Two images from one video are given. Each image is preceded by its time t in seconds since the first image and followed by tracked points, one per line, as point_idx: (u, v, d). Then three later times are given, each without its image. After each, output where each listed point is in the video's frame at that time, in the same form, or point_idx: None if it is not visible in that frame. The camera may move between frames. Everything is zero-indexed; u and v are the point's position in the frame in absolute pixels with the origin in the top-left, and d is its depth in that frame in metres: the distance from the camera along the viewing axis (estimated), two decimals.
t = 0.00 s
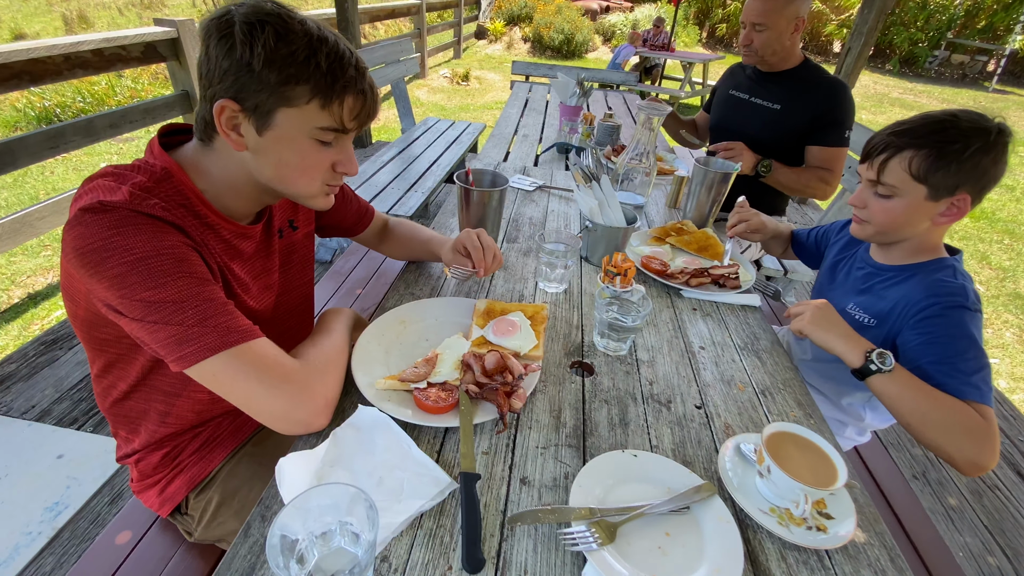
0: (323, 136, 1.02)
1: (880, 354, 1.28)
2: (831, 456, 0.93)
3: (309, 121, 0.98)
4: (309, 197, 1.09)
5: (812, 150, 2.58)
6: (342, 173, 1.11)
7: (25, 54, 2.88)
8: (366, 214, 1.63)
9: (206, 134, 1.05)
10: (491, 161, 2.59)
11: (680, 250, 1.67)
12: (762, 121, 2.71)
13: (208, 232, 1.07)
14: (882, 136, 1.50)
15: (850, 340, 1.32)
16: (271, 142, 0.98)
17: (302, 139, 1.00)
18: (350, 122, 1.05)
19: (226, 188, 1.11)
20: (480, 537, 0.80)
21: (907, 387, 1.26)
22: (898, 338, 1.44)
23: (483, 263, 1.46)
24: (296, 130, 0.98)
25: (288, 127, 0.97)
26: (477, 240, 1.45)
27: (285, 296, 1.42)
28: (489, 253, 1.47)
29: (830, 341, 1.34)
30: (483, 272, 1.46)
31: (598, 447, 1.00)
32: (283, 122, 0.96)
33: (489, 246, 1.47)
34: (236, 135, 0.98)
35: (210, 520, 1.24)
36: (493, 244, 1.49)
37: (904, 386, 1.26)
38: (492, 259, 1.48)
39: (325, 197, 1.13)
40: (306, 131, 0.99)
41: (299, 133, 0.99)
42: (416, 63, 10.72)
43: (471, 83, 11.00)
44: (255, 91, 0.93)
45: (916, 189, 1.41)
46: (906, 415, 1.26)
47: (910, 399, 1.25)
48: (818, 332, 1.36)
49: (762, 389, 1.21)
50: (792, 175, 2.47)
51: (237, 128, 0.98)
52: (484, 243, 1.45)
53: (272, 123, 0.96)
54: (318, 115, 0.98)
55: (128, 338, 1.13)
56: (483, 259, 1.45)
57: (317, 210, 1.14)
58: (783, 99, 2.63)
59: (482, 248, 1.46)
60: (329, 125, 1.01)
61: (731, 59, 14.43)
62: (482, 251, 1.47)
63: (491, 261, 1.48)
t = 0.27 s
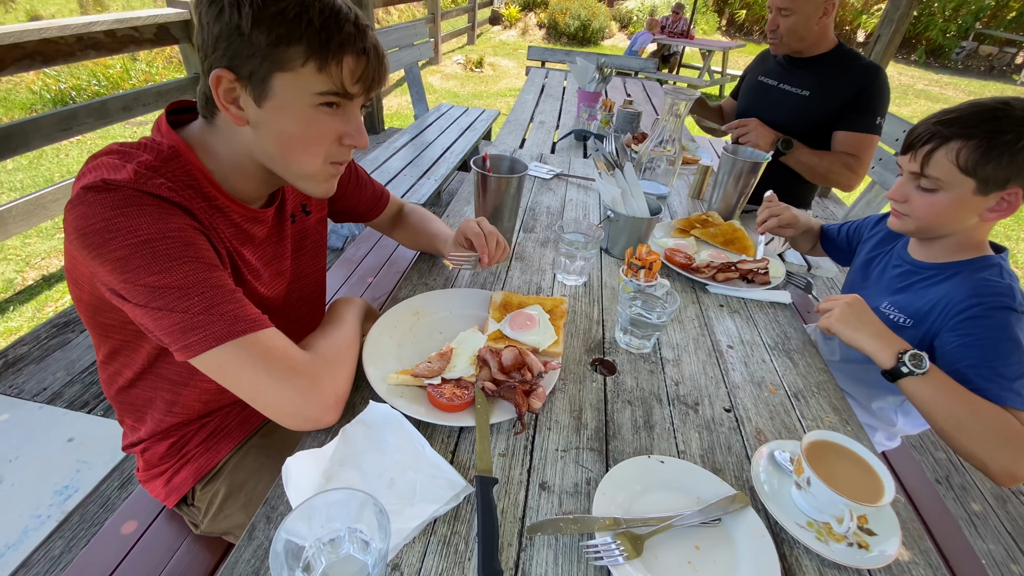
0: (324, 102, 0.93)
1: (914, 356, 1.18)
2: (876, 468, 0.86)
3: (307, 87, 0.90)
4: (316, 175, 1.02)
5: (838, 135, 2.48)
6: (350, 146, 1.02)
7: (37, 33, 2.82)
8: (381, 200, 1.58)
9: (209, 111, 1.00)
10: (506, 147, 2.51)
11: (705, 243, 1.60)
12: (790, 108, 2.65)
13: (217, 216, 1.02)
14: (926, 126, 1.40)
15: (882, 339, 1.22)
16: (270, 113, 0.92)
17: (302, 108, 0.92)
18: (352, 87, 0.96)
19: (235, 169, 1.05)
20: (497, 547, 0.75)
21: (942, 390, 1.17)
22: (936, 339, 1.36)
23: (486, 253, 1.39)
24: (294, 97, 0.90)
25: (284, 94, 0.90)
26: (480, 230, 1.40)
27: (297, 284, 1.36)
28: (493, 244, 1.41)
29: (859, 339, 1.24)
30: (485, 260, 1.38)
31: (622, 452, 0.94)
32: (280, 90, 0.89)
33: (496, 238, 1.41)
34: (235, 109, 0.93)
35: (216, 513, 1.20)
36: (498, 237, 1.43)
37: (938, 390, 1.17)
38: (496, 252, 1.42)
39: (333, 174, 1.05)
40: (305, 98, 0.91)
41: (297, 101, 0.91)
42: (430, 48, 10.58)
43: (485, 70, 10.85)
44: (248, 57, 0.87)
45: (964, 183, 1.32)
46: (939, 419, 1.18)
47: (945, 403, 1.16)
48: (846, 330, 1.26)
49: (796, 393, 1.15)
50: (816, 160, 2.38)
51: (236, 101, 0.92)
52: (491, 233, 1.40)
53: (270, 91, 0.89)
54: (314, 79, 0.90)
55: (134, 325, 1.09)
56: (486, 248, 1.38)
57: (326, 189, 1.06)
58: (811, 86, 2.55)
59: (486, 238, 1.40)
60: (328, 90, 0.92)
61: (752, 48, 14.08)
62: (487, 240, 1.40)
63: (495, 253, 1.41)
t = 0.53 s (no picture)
0: (318, 59, 0.85)
1: (972, 365, 1.10)
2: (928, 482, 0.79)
3: (297, 41, 0.81)
4: (314, 141, 0.94)
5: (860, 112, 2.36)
6: (351, 109, 0.94)
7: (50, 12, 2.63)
8: (391, 178, 1.52)
9: (204, 77, 0.94)
10: (521, 131, 2.42)
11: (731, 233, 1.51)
12: (819, 92, 2.54)
13: (216, 192, 0.96)
14: (975, 109, 1.29)
15: (935, 344, 1.14)
16: (261, 73, 0.84)
17: (293, 66, 0.84)
18: (349, 41, 0.85)
19: (234, 142, 0.99)
20: (512, 556, 0.69)
21: (1001, 401, 1.10)
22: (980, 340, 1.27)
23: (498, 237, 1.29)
24: (283, 53, 0.82)
25: (274, 52, 0.81)
26: (496, 214, 1.31)
27: (303, 268, 1.31)
28: (507, 232, 1.31)
29: (909, 345, 1.16)
30: (498, 245, 1.28)
31: (647, 455, 0.87)
32: (270, 45, 0.81)
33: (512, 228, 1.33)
34: (226, 71, 0.86)
35: (217, 503, 1.15)
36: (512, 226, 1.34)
37: (996, 400, 1.10)
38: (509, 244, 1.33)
39: (333, 141, 0.97)
40: (296, 55, 0.82)
41: (288, 59, 0.83)
42: (443, 33, 10.40)
43: (499, 56, 10.66)
44: (233, 11, 0.79)
45: (1013, 172, 1.22)
46: (997, 430, 1.12)
47: (1005, 415, 1.10)
48: (891, 335, 1.18)
49: (831, 394, 1.07)
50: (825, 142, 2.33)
51: (226, 62, 0.85)
52: (508, 222, 1.31)
53: (259, 48, 0.81)
54: (305, 33, 0.81)
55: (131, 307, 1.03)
56: (501, 233, 1.28)
57: (326, 157, 0.99)
58: (842, 69, 2.44)
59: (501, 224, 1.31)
60: (321, 44, 0.83)
61: (773, 37, 13.70)
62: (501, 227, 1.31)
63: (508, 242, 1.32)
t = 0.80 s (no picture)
0: (309, 22, 0.77)
1: (1014, 362, 1.10)
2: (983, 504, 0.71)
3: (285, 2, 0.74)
4: (311, 113, 0.88)
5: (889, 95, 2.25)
6: (349, 78, 0.87)
7: None
8: (402, 162, 1.46)
9: (198, 46, 0.88)
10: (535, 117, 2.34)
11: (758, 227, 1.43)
12: (848, 79, 2.44)
13: (214, 170, 0.90)
14: None
15: (975, 340, 1.13)
16: (250, 38, 0.77)
17: (283, 31, 0.76)
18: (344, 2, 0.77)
19: (232, 117, 0.93)
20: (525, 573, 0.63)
21: None
22: None
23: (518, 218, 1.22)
24: (270, 15, 0.74)
25: (263, 13, 0.74)
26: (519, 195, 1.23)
27: (307, 254, 1.25)
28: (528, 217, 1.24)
29: (947, 338, 1.13)
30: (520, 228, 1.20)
31: (670, 463, 0.81)
32: (257, 6, 0.74)
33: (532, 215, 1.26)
34: (215, 37, 0.80)
35: (214, 496, 1.11)
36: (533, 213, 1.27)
37: None
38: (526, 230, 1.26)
39: (333, 113, 0.90)
40: (285, 17, 0.75)
41: (277, 23, 0.75)
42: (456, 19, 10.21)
43: (513, 43, 10.47)
44: None
45: None
46: None
47: None
48: (927, 328, 1.16)
49: (868, 401, 0.99)
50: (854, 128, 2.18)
51: (214, 27, 0.79)
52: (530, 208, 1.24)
53: (246, 10, 0.74)
54: None
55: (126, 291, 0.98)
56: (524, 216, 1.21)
57: (327, 131, 0.92)
58: (874, 54, 2.34)
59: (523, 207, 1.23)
60: (313, 5, 0.75)
61: (794, 27, 13.35)
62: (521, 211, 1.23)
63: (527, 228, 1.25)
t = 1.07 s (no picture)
0: None
1: None
2: None
3: None
4: (313, 81, 0.81)
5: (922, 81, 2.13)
6: (354, 43, 0.79)
7: None
8: (411, 142, 1.38)
9: (192, 6, 0.81)
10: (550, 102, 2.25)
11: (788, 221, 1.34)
12: (879, 66, 2.32)
13: (209, 142, 0.84)
14: None
15: (1006, 338, 1.09)
16: None
17: None
18: None
19: (228, 85, 0.86)
20: None
21: None
22: None
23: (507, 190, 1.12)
24: None
25: None
26: (517, 171, 1.13)
27: (310, 237, 1.18)
28: (522, 195, 1.13)
29: (977, 337, 1.08)
30: (504, 199, 1.10)
31: (696, 472, 0.74)
32: None
33: (533, 198, 1.15)
34: None
35: (210, 488, 1.06)
36: (531, 196, 1.15)
37: None
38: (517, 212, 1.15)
39: (338, 81, 0.83)
40: None
41: None
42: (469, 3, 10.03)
43: (527, 29, 10.28)
44: None
45: None
46: None
47: None
48: (956, 326, 1.09)
49: (909, 408, 0.92)
50: (883, 114, 2.07)
51: None
52: (529, 187, 1.13)
53: None
54: None
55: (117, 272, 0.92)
56: (511, 189, 1.11)
57: (331, 100, 0.85)
58: (907, 40, 2.23)
59: (518, 182, 1.13)
60: None
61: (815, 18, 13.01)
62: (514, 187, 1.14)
63: (517, 206, 1.14)
